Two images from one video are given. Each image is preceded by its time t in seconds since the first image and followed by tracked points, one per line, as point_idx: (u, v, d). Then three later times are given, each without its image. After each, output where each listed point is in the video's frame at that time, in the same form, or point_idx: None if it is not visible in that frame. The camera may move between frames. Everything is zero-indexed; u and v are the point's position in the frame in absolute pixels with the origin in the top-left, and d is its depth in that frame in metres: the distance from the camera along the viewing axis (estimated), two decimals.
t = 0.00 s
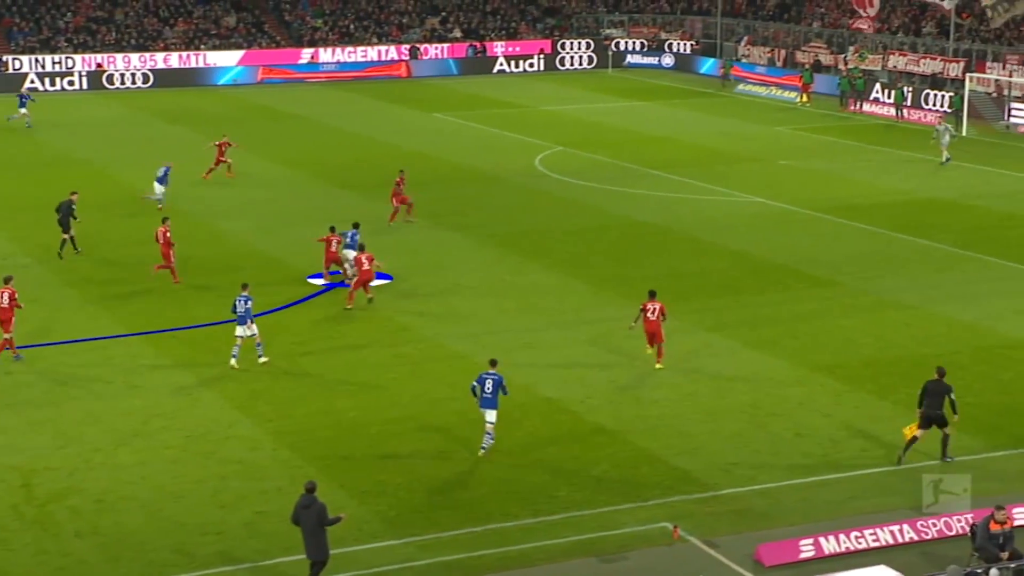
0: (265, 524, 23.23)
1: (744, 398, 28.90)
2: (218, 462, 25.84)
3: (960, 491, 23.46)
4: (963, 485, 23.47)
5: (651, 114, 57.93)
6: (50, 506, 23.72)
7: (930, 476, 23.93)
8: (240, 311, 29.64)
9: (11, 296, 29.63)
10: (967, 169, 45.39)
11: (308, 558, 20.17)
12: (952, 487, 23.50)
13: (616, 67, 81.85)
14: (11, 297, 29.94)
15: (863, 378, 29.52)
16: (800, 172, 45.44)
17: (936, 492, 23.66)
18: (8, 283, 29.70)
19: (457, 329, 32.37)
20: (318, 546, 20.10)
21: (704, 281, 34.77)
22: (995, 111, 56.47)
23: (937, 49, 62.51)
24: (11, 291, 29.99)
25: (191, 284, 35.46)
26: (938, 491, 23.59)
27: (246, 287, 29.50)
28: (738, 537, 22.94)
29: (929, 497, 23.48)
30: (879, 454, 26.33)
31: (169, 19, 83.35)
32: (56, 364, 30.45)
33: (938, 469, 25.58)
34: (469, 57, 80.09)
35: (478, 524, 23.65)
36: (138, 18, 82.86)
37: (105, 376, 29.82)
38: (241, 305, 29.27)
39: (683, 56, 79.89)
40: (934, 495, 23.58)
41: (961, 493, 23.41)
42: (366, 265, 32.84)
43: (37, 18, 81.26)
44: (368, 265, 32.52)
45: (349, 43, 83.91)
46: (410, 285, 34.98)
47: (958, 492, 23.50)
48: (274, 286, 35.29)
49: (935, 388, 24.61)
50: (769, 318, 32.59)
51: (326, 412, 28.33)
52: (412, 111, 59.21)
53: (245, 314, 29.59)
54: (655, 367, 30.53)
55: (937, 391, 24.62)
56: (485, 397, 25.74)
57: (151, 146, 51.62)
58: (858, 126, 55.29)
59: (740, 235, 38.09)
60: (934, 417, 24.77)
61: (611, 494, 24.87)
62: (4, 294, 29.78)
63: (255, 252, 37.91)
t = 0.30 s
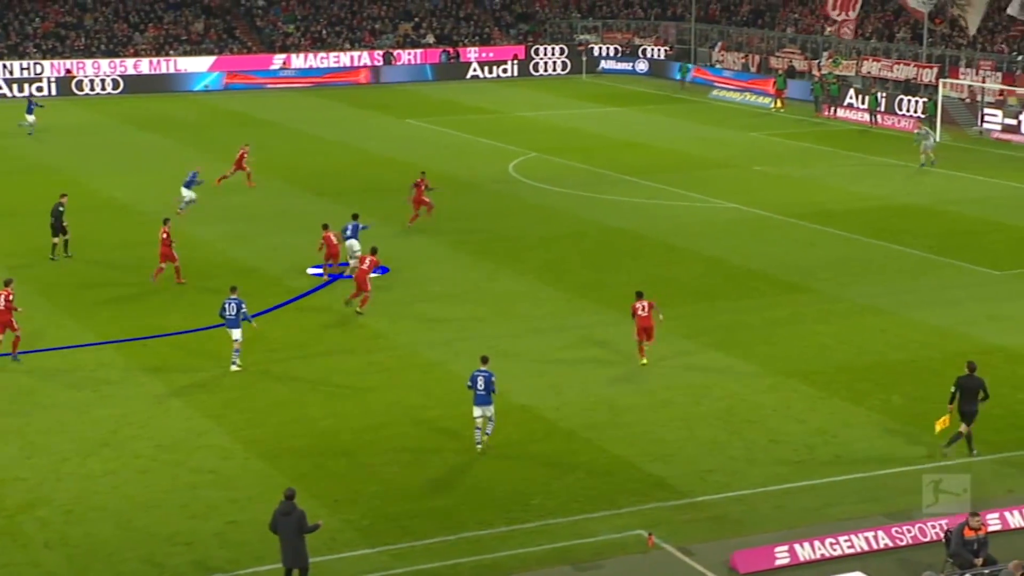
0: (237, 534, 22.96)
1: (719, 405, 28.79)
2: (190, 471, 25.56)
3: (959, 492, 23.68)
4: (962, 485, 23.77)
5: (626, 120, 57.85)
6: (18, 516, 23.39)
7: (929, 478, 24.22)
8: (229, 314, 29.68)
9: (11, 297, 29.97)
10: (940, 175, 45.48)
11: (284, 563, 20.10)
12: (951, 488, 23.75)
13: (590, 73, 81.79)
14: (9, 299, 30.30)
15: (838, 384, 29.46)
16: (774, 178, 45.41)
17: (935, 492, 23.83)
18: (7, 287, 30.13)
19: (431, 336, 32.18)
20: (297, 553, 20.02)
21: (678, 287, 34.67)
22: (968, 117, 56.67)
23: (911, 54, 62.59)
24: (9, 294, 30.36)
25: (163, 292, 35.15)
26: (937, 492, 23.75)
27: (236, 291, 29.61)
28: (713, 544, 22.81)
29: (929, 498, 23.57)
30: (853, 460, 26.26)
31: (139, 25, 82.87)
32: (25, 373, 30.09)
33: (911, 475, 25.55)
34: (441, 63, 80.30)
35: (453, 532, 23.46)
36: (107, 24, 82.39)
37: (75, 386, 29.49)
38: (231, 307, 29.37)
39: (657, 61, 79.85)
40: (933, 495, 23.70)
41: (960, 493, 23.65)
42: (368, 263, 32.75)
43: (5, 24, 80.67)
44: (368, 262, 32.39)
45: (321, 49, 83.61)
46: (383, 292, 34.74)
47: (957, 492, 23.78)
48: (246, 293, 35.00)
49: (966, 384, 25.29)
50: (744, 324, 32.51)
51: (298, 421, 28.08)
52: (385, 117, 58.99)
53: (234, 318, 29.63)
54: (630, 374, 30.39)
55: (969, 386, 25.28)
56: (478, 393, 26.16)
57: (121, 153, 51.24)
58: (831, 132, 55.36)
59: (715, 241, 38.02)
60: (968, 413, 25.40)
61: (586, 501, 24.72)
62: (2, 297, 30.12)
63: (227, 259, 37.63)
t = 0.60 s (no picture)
0: (206, 544, 22.69)
1: (693, 412, 28.68)
2: (159, 481, 25.29)
3: (960, 492, 23.05)
4: (963, 485, 23.14)
5: (598, 125, 57.73)
6: None
7: (928, 477, 23.51)
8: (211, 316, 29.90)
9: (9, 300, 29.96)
10: (912, 180, 45.53)
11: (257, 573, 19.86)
12: (952, 488, 23.10)
13: (561, 78, 81.76)
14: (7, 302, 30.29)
15: (811, 390, 29.39)
16: (746, 183, 45.35)
17: (934, 492, 23.13)
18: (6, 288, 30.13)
19: (402, 343, 31.98)
20: (270, 563, 19.82)
21: (650, 293, 34.55)
22: (940, 122, 56.72)
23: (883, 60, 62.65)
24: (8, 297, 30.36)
25: (132, 300, 34.83)
26: (937, 492, 23.04)
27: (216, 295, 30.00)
28: (686, 552, 22.67)
29: (930, 497, 22.84)
30: (826, 466, 26.16)
31: (106, 30, 82.36)
32: None
33: (883, 481, 25.47)
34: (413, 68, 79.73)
35: (424, 541, 23.24)
36: (74, 29, 81.88)
37: (43, 395, 29.15)
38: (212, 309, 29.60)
39: (629, 66, 79.78)
40: (933, 495, 23.00)
41: (961, 493, 23.06)
42: (368, 263, 32.76)
43: None
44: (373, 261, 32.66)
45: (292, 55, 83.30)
46: (354, 299, 34.48)
47: (957, 493, 23.13)
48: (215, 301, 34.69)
49: (999, 379, 25.42)
50: (718, 330, 32.41)
51: (269, 429, 27.84)
52: (356, 122, 58.76)
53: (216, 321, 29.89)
54: (603, 380, 30.27)
55: (1002, 381, 25.40)
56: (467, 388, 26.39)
57: (90, 159, 50.85)
58: (803, 137, 55.39)
59: (688, 247, 37.92)
60: (997, 409, 25.47)
61: (558, 509, 24.54)
62: None
63: (197, 266, 37.32)
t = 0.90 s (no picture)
0: (161, 554, 22.34)
1: (654, 417, 28.50)
2: (113, 490, 24.91)
3: (960, 492, 23.32)
4: (963, 485, 23.38)
5: (559, 130, 57.54)
6: None
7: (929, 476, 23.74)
8: (181, 320, 29.51)
9: None
10: (873, 184, 45.53)
11: None
12: (951, 488, 23.38)
13: (522, 82, 81.46)
14: None
15: (772, 395, 29.25)
16: (707, 187, 45.24)
17: (935, 492, 23.49)
18: None
19: (361, 349, 31.67)
20: (228, 573, 19.51)
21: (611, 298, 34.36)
22: (900, 126, 56.89)
23: (843, 63, 62.69)
24: None
25: (87, 307, 34.38)
26: (937, 491, 23.42)
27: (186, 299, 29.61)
28: (647, 558, 22.45)
29: (930, 497, 23.28)
30: (788, 471, 26.01)
31: (60, 33, 81.55)
32: None
33: (846, 486, 25.35)
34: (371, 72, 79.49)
35: (384, 549, 22.96)
36: (27, 32, 81.00)
37: None
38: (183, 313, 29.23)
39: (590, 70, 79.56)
40: (933, 495, 23.39)
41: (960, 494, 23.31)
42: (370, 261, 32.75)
43: None
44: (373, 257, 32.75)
45: (249, 58, 82.74)
46: (313, 305, 34.13)
47: (957, 493, 23.40)
48: (171, 308, 34.25)
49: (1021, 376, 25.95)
50: (680, 335, 32.25)
51: (225, 437, 27.48)
52: (314, 127, 58.38)
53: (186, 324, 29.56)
54: (564, 386, 30.05)
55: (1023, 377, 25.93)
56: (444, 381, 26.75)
57: (45, 165, 50.29)
58: (764, 141, 55.38)
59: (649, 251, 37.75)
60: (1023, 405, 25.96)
61: (520, 515, 24.30)
62: None
63: (153, 273, 36.85)
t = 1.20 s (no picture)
0: (114, 570, 21.83)
1: (615, 426, 28.18)
2: (65, 505, 24.37)
3: (959, 492, 23.90)
4: (963, 485, 23.99)
5: (519, 136, 57.16)
6: None
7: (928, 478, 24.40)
8: (146, 324, 29.23)
9: None
10: (832, 190, 45.42)
11: None
12: (952, 488, 23.96)
13: (481, 88, 81.29)
14: None
15: (734, 403, 29.00)
16: (667, 194, 45.00)
17: (935, 492, 24.01)
18: None
19: (318, 359, 31.20)
20: None
21: (571, 305, 34.04)
22: (861, 132, 56.77)
23: (804, 69, 62.56)
24: None
25: (39, 317, 33.73)
26: (937, 492, 23.94)
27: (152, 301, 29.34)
28: (609, 569, 22.14)
29: (930, 497, 23.76)
30: (750, 480, 25.76)
31: (9, 39, 80.30)
32: None
33: (809, 494, 25.14)
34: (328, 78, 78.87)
35: (343, 561, 22.57)
36: None
37: None
38: (150, 317, 28.92)
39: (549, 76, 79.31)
40: (933, 495, 23.89)
41: (961, 494, 23.89)
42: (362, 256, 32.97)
43: None
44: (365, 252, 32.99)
45: (203, 64, 81.78)
46: (269, 314, 33.62)
47: (957, 493, 23.98)
48: (123, 319, 33.64)
49: None
50: (641, 343, 31.95)
51: (179, 449, 26.97)
52: (270, 134, 57.77)
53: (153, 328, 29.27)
54: (524, 396, 29.69)
55: None
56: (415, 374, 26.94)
57: None
58: (724, 147, 55.18)
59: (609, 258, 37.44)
60: None
61: (481, 526, 23.95)
62: None
63: (106, 282, 36.22)
